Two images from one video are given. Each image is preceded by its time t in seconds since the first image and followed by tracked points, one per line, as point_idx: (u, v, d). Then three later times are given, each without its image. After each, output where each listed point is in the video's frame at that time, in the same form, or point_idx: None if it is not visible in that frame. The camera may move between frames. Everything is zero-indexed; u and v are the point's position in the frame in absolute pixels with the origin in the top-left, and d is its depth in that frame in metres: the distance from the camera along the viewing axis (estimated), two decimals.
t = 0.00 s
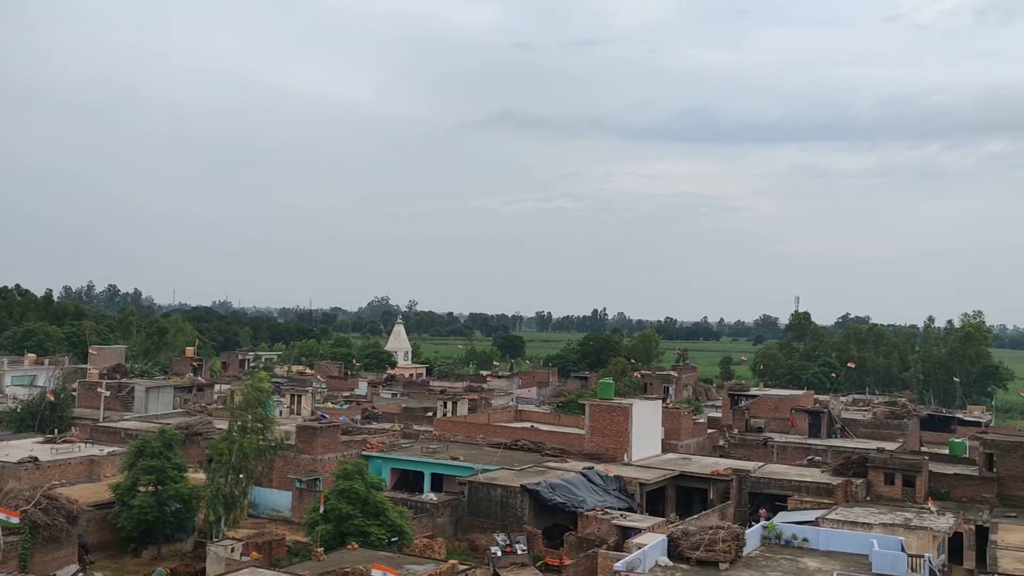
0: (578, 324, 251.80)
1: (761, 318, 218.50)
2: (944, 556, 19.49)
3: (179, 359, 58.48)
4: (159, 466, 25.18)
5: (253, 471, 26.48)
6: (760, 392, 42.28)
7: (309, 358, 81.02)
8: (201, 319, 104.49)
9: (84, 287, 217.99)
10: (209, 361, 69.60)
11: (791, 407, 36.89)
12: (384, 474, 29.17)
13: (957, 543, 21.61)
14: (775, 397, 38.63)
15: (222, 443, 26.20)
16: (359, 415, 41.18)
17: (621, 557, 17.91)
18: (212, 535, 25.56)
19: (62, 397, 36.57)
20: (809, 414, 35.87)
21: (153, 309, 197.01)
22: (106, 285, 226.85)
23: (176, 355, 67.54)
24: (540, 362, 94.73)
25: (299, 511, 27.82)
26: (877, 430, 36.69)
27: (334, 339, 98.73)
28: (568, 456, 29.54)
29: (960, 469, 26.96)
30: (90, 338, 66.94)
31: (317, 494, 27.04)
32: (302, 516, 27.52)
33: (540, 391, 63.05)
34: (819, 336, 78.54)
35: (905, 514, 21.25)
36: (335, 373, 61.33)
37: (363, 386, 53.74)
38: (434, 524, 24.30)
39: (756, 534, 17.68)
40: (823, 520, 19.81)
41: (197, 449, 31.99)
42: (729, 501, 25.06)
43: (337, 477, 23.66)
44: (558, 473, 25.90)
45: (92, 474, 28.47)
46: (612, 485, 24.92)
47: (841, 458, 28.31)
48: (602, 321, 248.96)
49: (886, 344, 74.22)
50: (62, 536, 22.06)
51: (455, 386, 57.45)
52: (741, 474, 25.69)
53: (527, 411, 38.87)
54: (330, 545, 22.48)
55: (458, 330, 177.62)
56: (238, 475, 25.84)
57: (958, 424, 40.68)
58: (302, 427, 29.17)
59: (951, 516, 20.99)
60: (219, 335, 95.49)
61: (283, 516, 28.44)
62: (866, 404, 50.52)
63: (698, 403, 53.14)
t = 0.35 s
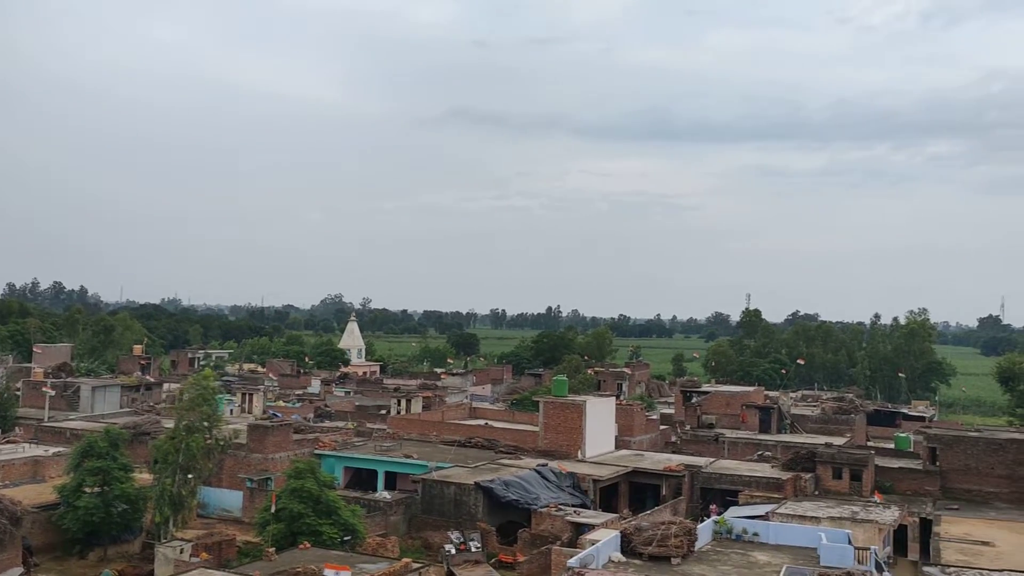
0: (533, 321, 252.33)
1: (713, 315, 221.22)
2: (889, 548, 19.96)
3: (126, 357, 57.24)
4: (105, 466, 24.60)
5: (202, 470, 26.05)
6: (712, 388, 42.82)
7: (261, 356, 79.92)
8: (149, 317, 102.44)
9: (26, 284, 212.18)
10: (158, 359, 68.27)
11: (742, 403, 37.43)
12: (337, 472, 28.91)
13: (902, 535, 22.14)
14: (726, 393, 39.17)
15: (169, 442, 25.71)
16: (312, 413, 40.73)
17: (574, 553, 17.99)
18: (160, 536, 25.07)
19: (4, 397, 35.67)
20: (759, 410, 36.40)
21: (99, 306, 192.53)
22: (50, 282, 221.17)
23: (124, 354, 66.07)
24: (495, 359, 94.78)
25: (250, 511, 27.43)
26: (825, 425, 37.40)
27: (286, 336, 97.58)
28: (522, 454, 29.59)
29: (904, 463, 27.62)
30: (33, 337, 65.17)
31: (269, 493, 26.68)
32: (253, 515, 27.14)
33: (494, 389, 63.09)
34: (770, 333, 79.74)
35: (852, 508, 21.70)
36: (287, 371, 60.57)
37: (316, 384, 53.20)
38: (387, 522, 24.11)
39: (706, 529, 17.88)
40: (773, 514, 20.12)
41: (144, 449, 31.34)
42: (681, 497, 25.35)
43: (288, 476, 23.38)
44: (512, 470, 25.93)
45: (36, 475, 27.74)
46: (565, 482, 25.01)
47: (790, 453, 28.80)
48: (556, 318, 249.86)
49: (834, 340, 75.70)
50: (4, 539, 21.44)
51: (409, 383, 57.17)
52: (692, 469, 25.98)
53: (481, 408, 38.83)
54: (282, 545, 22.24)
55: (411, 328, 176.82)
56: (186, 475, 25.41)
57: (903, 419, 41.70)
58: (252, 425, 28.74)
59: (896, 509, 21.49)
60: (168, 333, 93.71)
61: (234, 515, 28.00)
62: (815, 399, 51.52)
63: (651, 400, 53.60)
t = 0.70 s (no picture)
0: (483, 318, 252.23)
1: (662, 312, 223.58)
2: (833, 539, 20.40)
3: (67, 355, 55.80)
4: (47, 466, 23.97)
5: (145, 470, 25.53)
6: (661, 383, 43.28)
7: (207, 354, 78.54)
8: (91, 314, 99.98)
9: None
10: (101, 358, 66.65)
11: (691, 398, 37.91)
12: (285, 471, 28.54)
13: (845, 526, 22.62)
14: (675, 389, 39.58)
15: (111, 443, 25.15)
16: (260, 411, 40.19)
17: (525, 549, 18.01)
18: (102, 538, 24.44)
19: None
20: (707, 405, 36.89)
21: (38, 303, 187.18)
22: None
23: (65, 352, 64.39)
24: (446, 356, 94.52)
25: (196, 510, 26.91)
26: (771, 419, 38.05)
27: (233, 334, 96.04)
28: (473, 450, 29.55)
29: (847, 456, 28.26)
30: None
31: (216, 493, 26.21)
32: (199, 515, 26.63)
33: (444, 385, 62.92)
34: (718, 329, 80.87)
35: (797, 500, 22.11)
36: (234, 368, 59.68)
37: (264, 382, 52.55)
38: (337, 520, 23.87)
39: (656, 523, 18.04)
40: (720, 508, 20.41)
41: (86, 449, 30.57)
42: (631, 492, 25.58)
43: (236, 475, 23.02)
44: (463, 467, 25.88)
45: None
46: (516, 478, 25.04)
47: (737, 447, 29.26)
48: (507, 315, 250.15)
49: (780, 336, 77.09)
50: None
51: (359, 380, 56.75)
52: (642, 464, 26.22)
53: (432, 405, 38.69)
54: (229, 545, 21.91)
55: (361, 324, 175.45)
56: (129, 475, 24.88)
57: (846, 413, 42.66)
58: (199, 424, 28.22)
59: (840, 501, 21.98)
60: (111, 331, 91.53)
61: (179, 516, 27.47)
62: (761, 394, 52.42)
63: (601, 396, 53.97)
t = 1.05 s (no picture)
0: (433, 314, 251.49)
1: (612, 309, 225.30)
2: (778, 531, 20.77)
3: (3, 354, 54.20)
4: None
5: (86, 471, 24.90)
6: (610, 379, 43.61)
7: (151, 352, 76.93)
8: (28, 311, 97.19)
9: None
10: (39, 356, 64.83)
11: (639, 394, 38.27)
12: (231, 470, 28.08)
13: (789, 518, 23.04)
14: (624, 385, 39.93)
15: (50, 444, 24.49)
16: (205, 410, 39.53)
17: (474, 545, 18.01)
18: (42, 541, 23.66)
19: None
20: (655, 400, 37.26)
21: None
22: None
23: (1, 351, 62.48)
24: (395, 353, 93.89)
25: (140, 511, 26.30)
26: (718, 414, 38.61)
27: (177, 332, 94.11)
28: (423, 448, 29.41)
29: (791, 449, 28.80)
30: None
31: (159, 493, 25.65)
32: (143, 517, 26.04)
33: (394, 382, 62.58)
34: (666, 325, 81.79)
35: (743, 493, 22.47)
36: (179, 366, 58.61)
37: (209, 380, 51.78)
38: (284, 520, 23.55)
39: (604, 518, 18.16)
40: (668, 502, 20.65)
41: (24, 450, 29.72)
42: (580, 487, 25.74)
43: (181, 475, 22.58)
44: (413, 464, 25.75)
45: None
46: (466, 475, 24.99)
47: (684, 442, 29.62)
48: (457, 311, 249.63)
49: (726, 332, 78.12)
50: None
51: (307, 378, 56.15)
52: (591, 459, 26.39)
53: (382, 403, 38.42)
54: (174, 545, 21.51)
55: (309, 321, 173.49)
56: (69, 476, 24.23)
57: (791, 408, 43.48)
58: (142, 424, 27.63)
59: (785, 493, 22.38)
60: (49, 329, 89.05)
61: (122, 517, 26.86)
62: (708, 389, 53.16)
63: (550, 392, 54.20)
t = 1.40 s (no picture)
0: (380, 311, 249.68)
1: (558, 305, 226.41)
2: (721, 525, 21.09)
3: None
4: None
5: (21, 473, 24.14)
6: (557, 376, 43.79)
7: (88, 351, 74.94)
8: None
9: None
10: None
11: (585, 390, 38.52)
12: (173, 471, 27.51)
13: (733, 512, 23.43)
14: (571, 381, 40.15)
15: None
16: (145, 410, 38.66)
17: (421, 543, 17.93)
18: None
19: None
20: (602, 396, 37.54)
21: None
22: None
23: None
24: (341, 351, 92.99)
25: (78, 514, 25.58)
26: (663, 409, 39.08)
27: (115, 330, 91.83)
28: (369, 446, 29.17)
29: (734, 443, 29.27)
30: None
31: (98, 495, 24.99)
32: (81, 519, 25.34)
33: (340, 380, 61.99)
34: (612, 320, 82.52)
35: (687, 488, 22.76)
36: (118, 366, 57.25)
37: (150, 379, 50.67)
38: (227, 520, 23.10)
39: (550, 514, 18.23)
40: (614, 497, 20.83)
41: None
42: (527, 483, 25.81)
43: (120, 477, 22.05)
44: (359, 462, 25.53)
45: None
46: (413, 472, 24.86)
47: (630, 437, 29.88)
48: (404, 309, 248.32)
49: (671, 327, 78.97)
50: None
51: (251, 376, 55.33)
52: (538, 456, 26.45)
53: (327, 401, 38.01)
54: (112, 548, 21.00)
55: (253, 319, 170.70)
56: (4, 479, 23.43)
57: (734, 402, 44.19)
58: (80, 425, 26.90)
59: (728, 487, 22.76)
60: None
61: (59, 520, 26.14)
62: (654, 384, 53.76)
63: (497, 388, 54.24)
